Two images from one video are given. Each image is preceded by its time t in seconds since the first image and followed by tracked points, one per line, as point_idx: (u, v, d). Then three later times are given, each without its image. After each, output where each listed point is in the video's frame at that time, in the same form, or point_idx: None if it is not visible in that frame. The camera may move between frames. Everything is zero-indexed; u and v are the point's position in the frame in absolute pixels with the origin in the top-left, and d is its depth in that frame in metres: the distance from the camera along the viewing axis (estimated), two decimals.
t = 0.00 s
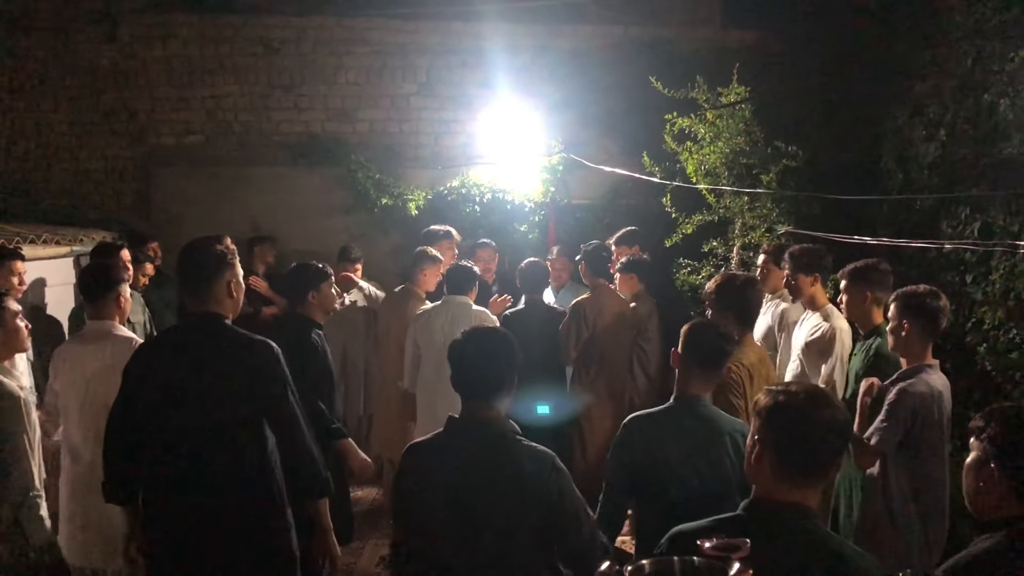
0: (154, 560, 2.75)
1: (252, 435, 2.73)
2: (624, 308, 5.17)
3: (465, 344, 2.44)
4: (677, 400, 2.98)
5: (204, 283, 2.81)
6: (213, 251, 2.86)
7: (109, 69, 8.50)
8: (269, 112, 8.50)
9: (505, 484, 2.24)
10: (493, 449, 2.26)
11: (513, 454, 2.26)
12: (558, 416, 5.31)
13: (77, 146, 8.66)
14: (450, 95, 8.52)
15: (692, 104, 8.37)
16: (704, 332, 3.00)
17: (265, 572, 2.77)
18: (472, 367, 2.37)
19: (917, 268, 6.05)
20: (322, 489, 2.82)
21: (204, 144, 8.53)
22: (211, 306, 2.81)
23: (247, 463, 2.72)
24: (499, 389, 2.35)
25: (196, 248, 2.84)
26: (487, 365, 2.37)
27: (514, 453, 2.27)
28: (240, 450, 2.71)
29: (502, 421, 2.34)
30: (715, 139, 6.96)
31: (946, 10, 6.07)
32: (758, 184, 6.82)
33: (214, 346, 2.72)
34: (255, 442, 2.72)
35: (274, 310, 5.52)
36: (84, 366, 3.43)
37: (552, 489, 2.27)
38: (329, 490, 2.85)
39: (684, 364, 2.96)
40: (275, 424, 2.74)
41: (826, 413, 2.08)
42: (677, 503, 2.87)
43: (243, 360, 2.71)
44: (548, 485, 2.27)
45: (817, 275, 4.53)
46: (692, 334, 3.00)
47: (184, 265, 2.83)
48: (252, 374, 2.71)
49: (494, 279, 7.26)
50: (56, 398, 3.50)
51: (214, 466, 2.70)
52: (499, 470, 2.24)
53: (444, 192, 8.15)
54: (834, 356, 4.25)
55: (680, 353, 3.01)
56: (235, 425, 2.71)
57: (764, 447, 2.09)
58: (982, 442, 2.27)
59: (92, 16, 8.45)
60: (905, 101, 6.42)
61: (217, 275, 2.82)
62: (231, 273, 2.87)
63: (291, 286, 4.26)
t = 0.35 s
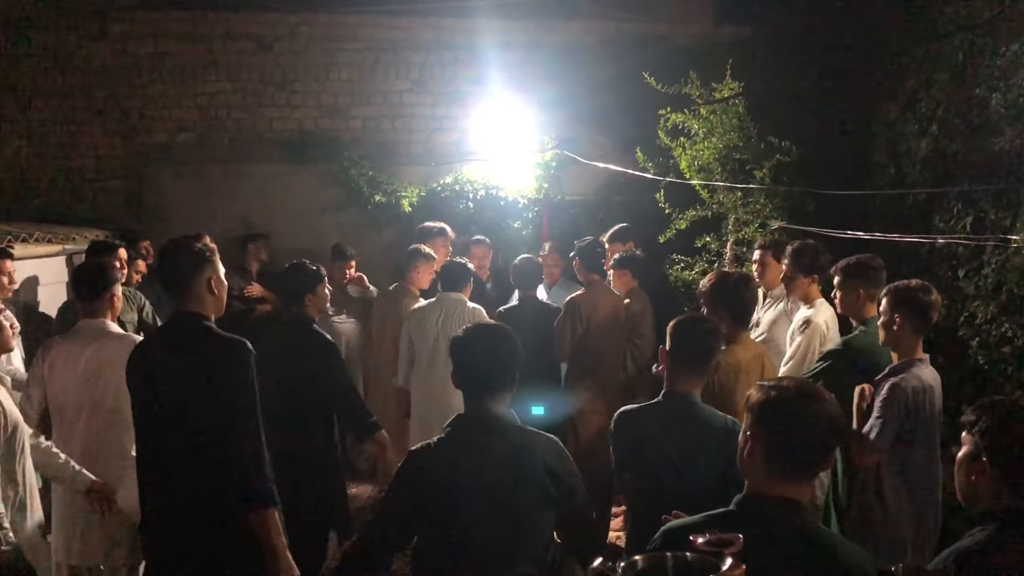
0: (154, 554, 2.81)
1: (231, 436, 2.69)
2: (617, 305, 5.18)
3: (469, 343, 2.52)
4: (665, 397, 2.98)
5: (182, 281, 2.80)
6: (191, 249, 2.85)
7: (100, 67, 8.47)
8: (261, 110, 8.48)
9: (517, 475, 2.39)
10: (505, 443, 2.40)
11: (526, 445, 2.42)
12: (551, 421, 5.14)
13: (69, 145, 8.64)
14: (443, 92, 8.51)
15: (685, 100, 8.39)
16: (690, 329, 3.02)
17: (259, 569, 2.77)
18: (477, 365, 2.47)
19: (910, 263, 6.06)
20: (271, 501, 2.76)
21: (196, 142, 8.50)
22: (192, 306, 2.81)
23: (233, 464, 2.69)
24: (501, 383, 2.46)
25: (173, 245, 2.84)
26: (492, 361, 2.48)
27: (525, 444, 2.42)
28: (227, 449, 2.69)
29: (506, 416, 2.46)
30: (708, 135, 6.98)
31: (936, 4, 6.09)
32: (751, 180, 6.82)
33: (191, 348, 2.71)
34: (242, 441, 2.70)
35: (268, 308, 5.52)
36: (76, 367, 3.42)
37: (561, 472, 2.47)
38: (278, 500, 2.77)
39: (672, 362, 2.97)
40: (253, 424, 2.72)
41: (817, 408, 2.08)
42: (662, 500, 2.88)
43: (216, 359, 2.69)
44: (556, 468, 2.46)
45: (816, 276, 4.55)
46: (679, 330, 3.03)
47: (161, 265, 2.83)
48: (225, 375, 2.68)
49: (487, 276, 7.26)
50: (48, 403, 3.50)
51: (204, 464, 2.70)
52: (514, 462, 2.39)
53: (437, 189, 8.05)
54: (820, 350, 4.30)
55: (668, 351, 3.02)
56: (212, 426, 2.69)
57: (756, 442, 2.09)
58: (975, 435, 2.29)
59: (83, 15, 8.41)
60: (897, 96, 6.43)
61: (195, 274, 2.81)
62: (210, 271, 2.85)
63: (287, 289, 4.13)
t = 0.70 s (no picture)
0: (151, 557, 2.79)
1: (228, 434, 2.70)
2: (613, 304, 5.18)
3: (469, 343, 2.51)
4: (660, 396, 2.98)
5: (170, 281, 2.80)
6: (179, 250, 2.84)
7: (94, 69, 8.46)
8: (257, 110, 8.47)
9: (524, 469, 2.46)
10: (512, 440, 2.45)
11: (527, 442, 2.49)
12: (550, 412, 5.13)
13: (64, 147, 8.63)
14: (438, 92, 8.51)
15: (679, 98, 8.38)
16: (678, 327, 3.01)
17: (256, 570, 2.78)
18: (479, 366, 2.46)
19: (906, 259, 6.07)
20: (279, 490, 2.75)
21: (191, 142, 8.49)
22: (184, 305, 2.81)
23: (231, 460, 2.70)
24: (500, 385, 2.46)
25: (157, 248, 2.83)
26: (496, 361, 2.47)
27: (526, 442, 2.48)
28: (223, 451, 2.70)
29: (506, 415, 2.46)
30: (702, 132, 6.96)
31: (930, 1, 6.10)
32: (747, 176, 6.89)
33: (186, 349, 2.73)
34: (238, 444, 2.71)
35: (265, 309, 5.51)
36: (72, 369, 3.44)
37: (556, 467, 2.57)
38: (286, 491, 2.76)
39: (660, 362, 2.98)
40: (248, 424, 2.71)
41: (812, 406, 2.09)
42: (664, 499, 2.89)
43: (209, 359, 2.70)
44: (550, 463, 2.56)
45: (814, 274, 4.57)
46: (661, 328, 3.02)
47: (150, 265, 2.83)
48: (221, 376, 2.69)
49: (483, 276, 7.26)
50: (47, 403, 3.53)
51: (202, 464, 2.71)
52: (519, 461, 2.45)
53: (433, 188, 8.05)
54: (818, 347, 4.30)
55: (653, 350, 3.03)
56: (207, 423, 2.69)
57: (752, 440, 2.10)
58: (973, 430, 2.28)
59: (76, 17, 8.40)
60: (892, 92, 6.45)
61: (183, 273, 2.81)
62: (199, 272, 2.85)
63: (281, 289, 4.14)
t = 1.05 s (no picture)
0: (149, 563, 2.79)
1: (247, 441, 2.73)
2: (613, 303, 5.17)
3: (456, 342, 2.54)
4: (661, 398, 2.99)
5: (179, 285, 2.81)
6: (187, 254, 2.86)
7: (91, 73, 8.46)
8: (254, 113, 8.47)
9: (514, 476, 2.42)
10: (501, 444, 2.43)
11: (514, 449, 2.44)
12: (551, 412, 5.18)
13: (62, 151, 8.62)
14: (435, 93, 8.51)
15: (676, 98, 8.38)
16: (681, 327, 3.01)
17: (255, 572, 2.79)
18: (470, 364, 2.48)
19: (904, 257, 6.07)
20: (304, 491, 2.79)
21: (189, 145, 8.49)
22: (187, 307, 2.81)
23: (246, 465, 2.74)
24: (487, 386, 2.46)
25: (164, 252, 2.84)
26: (479, 362, 2.49)
27: (515, 449, 2.44)
28: (223, 453, 2.72)
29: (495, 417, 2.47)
30: (700, 133, 6.97)
31: None
32: (745, 176, 6.85)
33: (197, 353, 2.73)
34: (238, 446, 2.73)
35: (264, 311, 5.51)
36: (67, 374, 3.42)
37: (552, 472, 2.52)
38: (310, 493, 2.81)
39: (659, 363, 2.98)
40: (262, 431, 2.74)
41: (810, 405, 2.09)
42: (665, 500, 2.88)
43: (221, 364, 2.72)
44: (544, 471, 2.50)
45: (812, 271, 4.57)
46: (664, 328, 3.02)
47: (158, 270, 2.84)
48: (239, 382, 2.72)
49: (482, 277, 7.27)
50: (41, 410, 3.51)
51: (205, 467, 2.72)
52: (503, 463, 2.42)
53: (431, 190, 8.04)
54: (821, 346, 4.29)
55: (655, 351, 3.02)
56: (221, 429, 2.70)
57: (751, 441, 2.09)
58: (975, 429, 2.29)
59: (73, 20, 8.39)
60: (889, 91, 6.45)
61: (191, 278, 2.82)
62: (207, 276, 2.87)
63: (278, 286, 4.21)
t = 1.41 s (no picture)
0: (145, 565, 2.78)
1: (270, 432, 2.83)
2: (613, 303, 5.17)
3: (441, 345, 2.50)
4: (666, 401, 2.97)
5: (187, 288, 2.83)
6: (197, 256, 2.88)
7: (92, 74, 8.46)
8: (254, 114, 8.46)
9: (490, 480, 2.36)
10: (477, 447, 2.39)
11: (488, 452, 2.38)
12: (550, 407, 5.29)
13: (62, 153, 8.63)
14: (435, 94, 8.51)
15: (677, 99, 8.37)
16: (692, 330, 3.00)
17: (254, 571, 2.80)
18: (454, 369, 2.45)
19: (903, 257, 6.07)
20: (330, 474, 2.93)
21: (189, 147, 8.49)
22: (194, 310, 2.83)
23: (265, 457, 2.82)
24: (467, 391, 2.43)
25: (174, 254, 2.87)
26: (460, 367, 2.45)
27: (491, 453, 2.39)
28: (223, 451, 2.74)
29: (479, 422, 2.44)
30: (700, 133, 6.95)
31: None
32: (745, 177, 6.83)
33: (207, 354, 2.76)
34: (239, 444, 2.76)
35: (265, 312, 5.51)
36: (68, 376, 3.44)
37: (534, 480, 2.39)
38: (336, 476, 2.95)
39: (667, 363, 2.98)
40: (282, 424, 2.83)
41: (810, 405, 2.08)
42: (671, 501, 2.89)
43: (237, 364, 2.77)
44: (525, 484, 2.39)
45: (809, 268, 4.55)
46: (678, 331, 2.99)
47: (166, 272, 2.86)
48: (257, 380, 2.78)
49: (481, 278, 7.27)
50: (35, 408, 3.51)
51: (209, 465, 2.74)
52: (475, 467, 2.36)
53: (431, 191, 8.08)
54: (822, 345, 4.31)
55: (666, 350, 3.01)
56: (242, 426, 2.76)
57: (750, 441, 2.09)
58: (975, 430, 2.29)
59: (73, 22, 8.40)
60: (889, 91, 6.45)
61: (200, 281, 2.85)
62: (214, 280, 2.90)
63: (277, 287, 4.20)
